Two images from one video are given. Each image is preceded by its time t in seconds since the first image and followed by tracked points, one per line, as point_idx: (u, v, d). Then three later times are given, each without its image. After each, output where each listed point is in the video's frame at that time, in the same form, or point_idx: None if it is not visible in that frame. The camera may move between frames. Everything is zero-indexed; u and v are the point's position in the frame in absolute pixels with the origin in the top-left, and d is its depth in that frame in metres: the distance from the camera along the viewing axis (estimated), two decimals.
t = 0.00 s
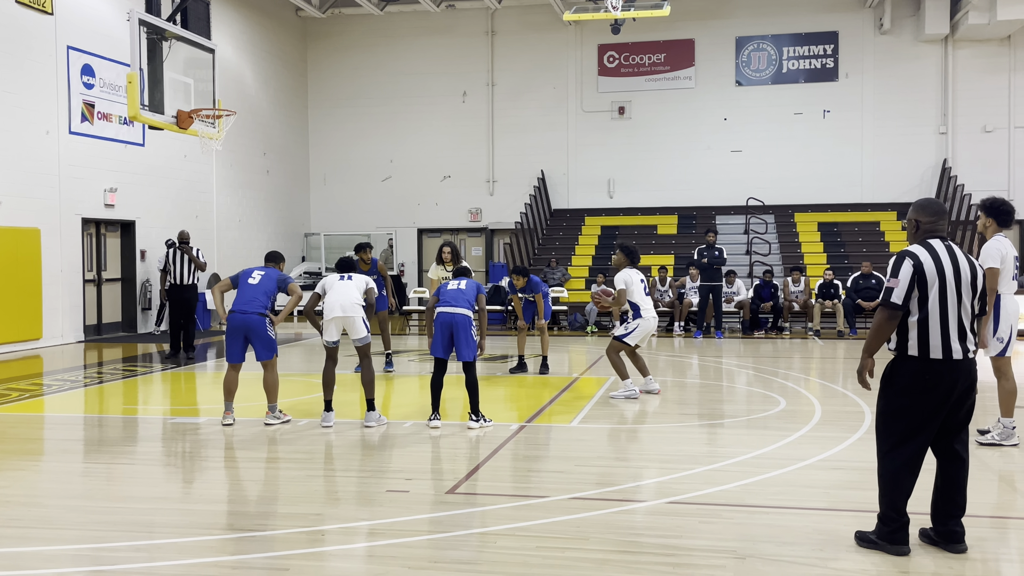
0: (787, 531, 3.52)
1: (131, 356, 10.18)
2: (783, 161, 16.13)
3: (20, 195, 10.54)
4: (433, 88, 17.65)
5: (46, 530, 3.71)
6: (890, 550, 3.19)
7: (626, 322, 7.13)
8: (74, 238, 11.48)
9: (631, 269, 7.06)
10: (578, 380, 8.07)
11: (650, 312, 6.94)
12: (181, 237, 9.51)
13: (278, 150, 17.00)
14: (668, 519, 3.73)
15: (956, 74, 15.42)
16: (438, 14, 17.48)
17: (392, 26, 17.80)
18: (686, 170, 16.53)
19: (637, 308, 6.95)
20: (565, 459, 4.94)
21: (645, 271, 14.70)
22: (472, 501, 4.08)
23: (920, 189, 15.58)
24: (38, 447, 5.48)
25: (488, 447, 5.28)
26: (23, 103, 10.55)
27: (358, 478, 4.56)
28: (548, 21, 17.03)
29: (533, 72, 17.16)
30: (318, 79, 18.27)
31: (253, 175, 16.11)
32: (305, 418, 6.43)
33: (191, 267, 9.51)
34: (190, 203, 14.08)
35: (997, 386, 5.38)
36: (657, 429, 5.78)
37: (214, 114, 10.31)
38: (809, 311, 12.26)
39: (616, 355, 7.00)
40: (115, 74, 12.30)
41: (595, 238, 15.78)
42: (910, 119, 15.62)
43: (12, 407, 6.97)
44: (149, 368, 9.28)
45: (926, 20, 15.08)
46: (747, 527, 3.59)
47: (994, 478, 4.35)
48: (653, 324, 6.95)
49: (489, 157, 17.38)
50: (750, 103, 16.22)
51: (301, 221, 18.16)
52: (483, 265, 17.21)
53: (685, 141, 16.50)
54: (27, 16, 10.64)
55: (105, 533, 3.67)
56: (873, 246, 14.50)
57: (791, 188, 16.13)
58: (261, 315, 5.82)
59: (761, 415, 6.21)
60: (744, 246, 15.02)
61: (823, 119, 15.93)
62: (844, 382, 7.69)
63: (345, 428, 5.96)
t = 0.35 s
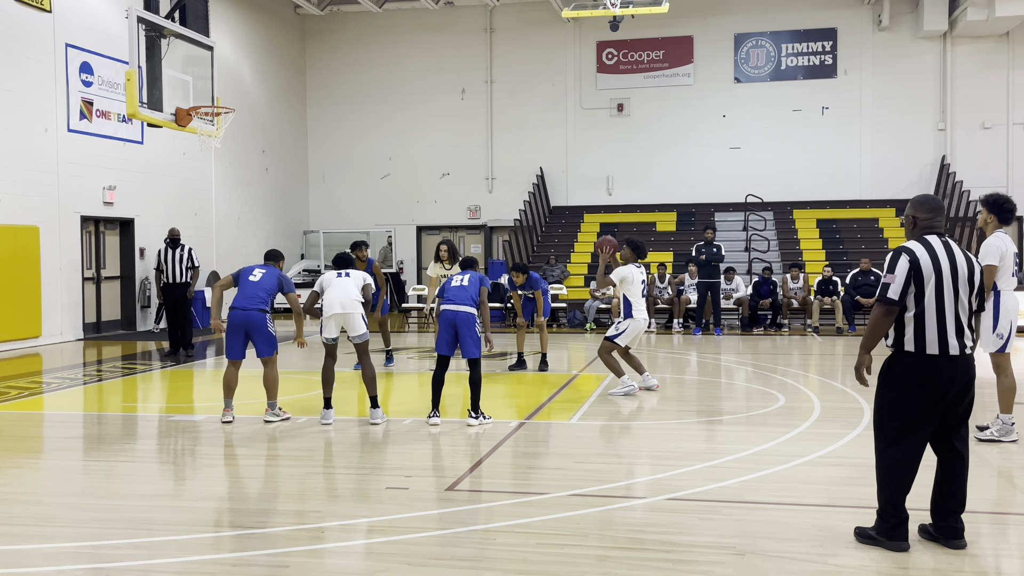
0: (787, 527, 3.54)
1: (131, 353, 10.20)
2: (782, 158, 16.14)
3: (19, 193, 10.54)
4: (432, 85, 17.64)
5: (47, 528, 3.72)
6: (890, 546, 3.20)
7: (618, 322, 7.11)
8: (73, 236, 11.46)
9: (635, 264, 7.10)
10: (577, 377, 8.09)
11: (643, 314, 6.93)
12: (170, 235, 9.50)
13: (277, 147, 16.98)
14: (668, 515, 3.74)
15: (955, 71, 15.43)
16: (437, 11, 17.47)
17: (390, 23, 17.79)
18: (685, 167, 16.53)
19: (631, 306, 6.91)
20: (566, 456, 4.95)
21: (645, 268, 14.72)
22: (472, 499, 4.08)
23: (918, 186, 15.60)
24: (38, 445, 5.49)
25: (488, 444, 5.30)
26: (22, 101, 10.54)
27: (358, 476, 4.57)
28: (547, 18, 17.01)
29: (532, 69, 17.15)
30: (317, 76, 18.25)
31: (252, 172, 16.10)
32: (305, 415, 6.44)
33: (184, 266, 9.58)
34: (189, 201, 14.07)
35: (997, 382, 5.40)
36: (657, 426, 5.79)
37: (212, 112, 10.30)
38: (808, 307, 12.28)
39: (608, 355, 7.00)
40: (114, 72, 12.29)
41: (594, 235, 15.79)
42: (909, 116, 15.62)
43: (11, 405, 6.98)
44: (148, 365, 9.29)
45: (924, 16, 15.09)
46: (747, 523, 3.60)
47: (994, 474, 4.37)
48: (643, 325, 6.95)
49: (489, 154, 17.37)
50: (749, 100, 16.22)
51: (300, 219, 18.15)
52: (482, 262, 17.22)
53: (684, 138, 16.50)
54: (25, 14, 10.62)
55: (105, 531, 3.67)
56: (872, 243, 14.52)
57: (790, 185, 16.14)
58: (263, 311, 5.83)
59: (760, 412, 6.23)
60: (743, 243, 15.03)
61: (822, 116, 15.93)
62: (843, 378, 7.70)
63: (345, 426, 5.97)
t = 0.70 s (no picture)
0: (787, 523, 3.54)
1: (131, 352, 10.21)
2: (782, 154, 16.12)
3: (19, 193, 10.53)
4: (431, 83, 17.63)
5: (48, 527, 3.72)
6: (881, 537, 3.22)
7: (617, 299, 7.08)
8: (73, 235, 11.46)
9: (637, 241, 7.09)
10: (577, 375, 8.10)
11: (635, 286, 6.93)
12: (167, 235, 9.64)
13: (276, 146, 16.97)
14: (668, 512, 3.75)
15: (954, 67, 15.42)
16: (436, 9, 17.45)
17: (389, 21, 17.77)
18: (685, 164, 16.51)
19: (624, 279, 6.92)
20: (567, 453, 4.96)
21: (645, 265, 14.72)
22: (473, 496, 4.09)
23: (918, 182, 15.60)
24: (39, 444, 5.49)
25: (489, 442, 5.31)
26: (20, 100, 10.53)
27: (359, 473, 4.58)
28: (546, 15, 17.00)
29: (531, 66, 17.14)
30: (316, 74, 18.25)
31: (252, 171, 16.10)
32: (306, 413, 6.45)
33: (182, 265, 9.63)
34: (189, 199, 14.06)
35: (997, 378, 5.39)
36: (658, 422, 5.80)
37: (212, 110, 10.29)
38: (809, 304, 12.27)
39: (619, 337, 6.86)
40: (114, 71, 12.29)
41: (595, 232, 15.79)
42: (909, 111, 15.61)
43: (11, 405, 6.98)
44: (149, 364, 9.30)
45: (924, 12, 15.07)
46: (748, 520, 3.61)
47: (994, 469, 4.37)
48: (638, 298, 6.94)
49: (488, 152, 17.37)
50: (749, 96, 16.20)
51: (300, 217, 18.15)
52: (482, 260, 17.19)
53: (684, 134, 16.49)
54: (24, 14, 10.61)
55: (107, 530, 3.68)
56: (872, 239, 14.52)
57: (790, 181, 16.13)
58: (273, 312, 5.87)
59: (761, 408, 6.23)
60: (743, 240, 15.01)
61: (822, 112, 15.91)
62: (844, 374, 7.71)
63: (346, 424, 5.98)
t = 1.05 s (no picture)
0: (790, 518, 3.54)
1: (135, 351, 10.23)
2: (785, 149, 16.09)
3: (22, 192, 10.55)
4: (433, 80, 17.62)
5: (53, 526, 3.73)
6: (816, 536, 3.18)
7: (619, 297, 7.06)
8: (77, 235, 11.48)
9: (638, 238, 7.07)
10: (581, 371, 8.10)
11: (638, 284, 6.91)
12: (168, 234, 9.62)
13: (279, 144, 16.97)
14: (672, 508, 3.75)
15: (957, 60, 15.37)
16: (437, 5, 17.42)
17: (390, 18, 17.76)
18: (687, 159, 16.49)
19: (626, 278, 6.89)
20: (571, 449, 4.96)
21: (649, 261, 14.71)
22: (477, 493, 4.09)
23: (922, 176, 15.57)
24: (44, 443, 5.51)
25: (493, 439, 5.32)
26: (23, 100, 10.54)
27: (364, 471, 4.59)
28: (548, 11, 16.97)
29: (534, 62, 17.11)
30: (318, 72, 18.25)
31: (255, 169, 16.11)
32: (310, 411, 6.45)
33: (184, 264, 9.65)
34: (192, 198, 14.07)
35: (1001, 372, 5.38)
36: (662, 419, 5.80)
37: (215, 109, 10.26)
38: (812, 299, 12.25)
39: (623, 334, 6.84)
40: (116, 70, 12.29)
41: (597, 228, 15.79)
42: (912, 105, 15.57)
43: (15, 404, 6.99)
44: (153, 363, 9.32)
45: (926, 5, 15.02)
46: (752, 515, 3.61)
47: (999, 464, 4.37)
48: (642, 295, 6.92)
49: (491, 149, 17.35)
50: (751, 91, 16.17)
51: (303, 215, 18.15)
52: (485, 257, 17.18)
53: (686, 130, 16.46)
54: (26, 14, 10.62)
55: (112, 528, 3.69)
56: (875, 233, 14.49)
57: (793, 176, 16.09)
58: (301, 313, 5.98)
59: (765, 404, 6.23)
60: (746, 235, 14.99)
61: (825, 106, 15.87)
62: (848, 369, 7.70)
63: (350, 422, 5.98)
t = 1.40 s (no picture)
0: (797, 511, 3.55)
1: (142, 347, 10.26)
2: (790, 141, 16.04)
3: (27, 188, 10.57)
4: (437, 74, 17.60)
5: (61, 522, 3.75)
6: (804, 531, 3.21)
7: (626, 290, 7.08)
8: (82, 231, 11.50)
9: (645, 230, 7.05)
10: (586, 365, 8.11)
11: (644, 278, 6.93)
12: (174, 229, 9.65)
13: (283, 140, 16.98)
14: (678, 501, 3.76)
15: (962, 52, 15.31)
16: None
17: (393, 12, 17.73)
18: (692, 152, 16.45)
19: (633, 272, 6.91)
20: (577, 443, 4.96)
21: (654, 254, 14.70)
22: (484, 487, 4.11)
23: (928, 167, 15.52)
24: (52, 439, 5.53)
25: (499, 433, 5.32)
26: (27, 96, 10.55)
27: (370, 466, 4.60)
28: (551, 4, 16.92)
29: (537, 56, 17.08)
30: (322, 67, 18.25)
31: (259, 165, 16.12)
32: (315, 406, 6.46)
33: (189, 259, 9.75)
34: (196, 193, 14.09)
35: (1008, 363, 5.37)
36: (668, 412, 5.80)
37: (219, 104, 10.25)
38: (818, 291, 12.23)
39: (630, 328, 6.88)
40: (120, 66, 12.28)
41: (602, 222, 15.78)
42: (918, 97, 15.50)
43: (22, 401, 7.02)
44: (160, 358, 9.35)
45: None
46: (760, 507, 3.62)
47: (1006, 455, 4.36)
48: (649, 289, 6.94)
49: (495, 143, 17.33)
50: (756, 84, 16.12)
51: (308, 211, 18.16)
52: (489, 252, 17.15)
53: (691, 122, 16.41)
54: (29, 11, 10.61)
55: (120, 524, 3.71)
56: (882, 225, 14.47)
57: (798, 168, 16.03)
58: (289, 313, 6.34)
59: (770, 396, 6.24)
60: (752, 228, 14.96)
61: (830, 98, 15.81)
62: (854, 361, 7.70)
63: (357, 416, 6.00)
